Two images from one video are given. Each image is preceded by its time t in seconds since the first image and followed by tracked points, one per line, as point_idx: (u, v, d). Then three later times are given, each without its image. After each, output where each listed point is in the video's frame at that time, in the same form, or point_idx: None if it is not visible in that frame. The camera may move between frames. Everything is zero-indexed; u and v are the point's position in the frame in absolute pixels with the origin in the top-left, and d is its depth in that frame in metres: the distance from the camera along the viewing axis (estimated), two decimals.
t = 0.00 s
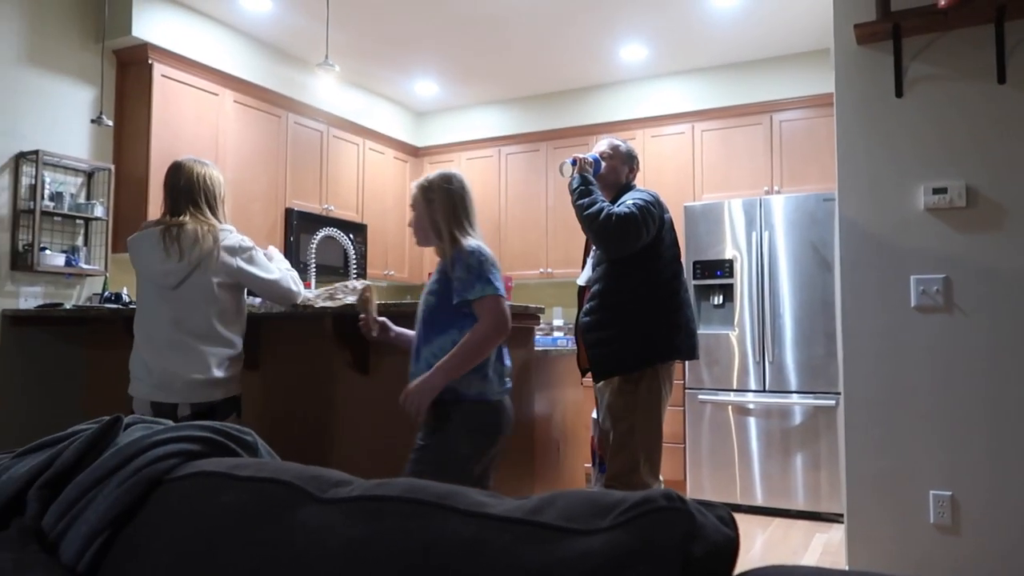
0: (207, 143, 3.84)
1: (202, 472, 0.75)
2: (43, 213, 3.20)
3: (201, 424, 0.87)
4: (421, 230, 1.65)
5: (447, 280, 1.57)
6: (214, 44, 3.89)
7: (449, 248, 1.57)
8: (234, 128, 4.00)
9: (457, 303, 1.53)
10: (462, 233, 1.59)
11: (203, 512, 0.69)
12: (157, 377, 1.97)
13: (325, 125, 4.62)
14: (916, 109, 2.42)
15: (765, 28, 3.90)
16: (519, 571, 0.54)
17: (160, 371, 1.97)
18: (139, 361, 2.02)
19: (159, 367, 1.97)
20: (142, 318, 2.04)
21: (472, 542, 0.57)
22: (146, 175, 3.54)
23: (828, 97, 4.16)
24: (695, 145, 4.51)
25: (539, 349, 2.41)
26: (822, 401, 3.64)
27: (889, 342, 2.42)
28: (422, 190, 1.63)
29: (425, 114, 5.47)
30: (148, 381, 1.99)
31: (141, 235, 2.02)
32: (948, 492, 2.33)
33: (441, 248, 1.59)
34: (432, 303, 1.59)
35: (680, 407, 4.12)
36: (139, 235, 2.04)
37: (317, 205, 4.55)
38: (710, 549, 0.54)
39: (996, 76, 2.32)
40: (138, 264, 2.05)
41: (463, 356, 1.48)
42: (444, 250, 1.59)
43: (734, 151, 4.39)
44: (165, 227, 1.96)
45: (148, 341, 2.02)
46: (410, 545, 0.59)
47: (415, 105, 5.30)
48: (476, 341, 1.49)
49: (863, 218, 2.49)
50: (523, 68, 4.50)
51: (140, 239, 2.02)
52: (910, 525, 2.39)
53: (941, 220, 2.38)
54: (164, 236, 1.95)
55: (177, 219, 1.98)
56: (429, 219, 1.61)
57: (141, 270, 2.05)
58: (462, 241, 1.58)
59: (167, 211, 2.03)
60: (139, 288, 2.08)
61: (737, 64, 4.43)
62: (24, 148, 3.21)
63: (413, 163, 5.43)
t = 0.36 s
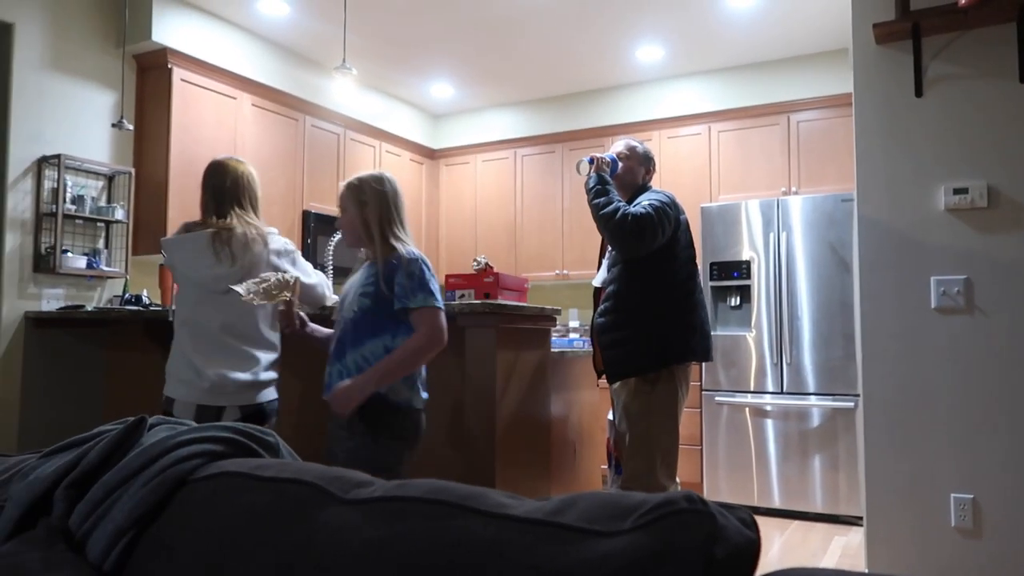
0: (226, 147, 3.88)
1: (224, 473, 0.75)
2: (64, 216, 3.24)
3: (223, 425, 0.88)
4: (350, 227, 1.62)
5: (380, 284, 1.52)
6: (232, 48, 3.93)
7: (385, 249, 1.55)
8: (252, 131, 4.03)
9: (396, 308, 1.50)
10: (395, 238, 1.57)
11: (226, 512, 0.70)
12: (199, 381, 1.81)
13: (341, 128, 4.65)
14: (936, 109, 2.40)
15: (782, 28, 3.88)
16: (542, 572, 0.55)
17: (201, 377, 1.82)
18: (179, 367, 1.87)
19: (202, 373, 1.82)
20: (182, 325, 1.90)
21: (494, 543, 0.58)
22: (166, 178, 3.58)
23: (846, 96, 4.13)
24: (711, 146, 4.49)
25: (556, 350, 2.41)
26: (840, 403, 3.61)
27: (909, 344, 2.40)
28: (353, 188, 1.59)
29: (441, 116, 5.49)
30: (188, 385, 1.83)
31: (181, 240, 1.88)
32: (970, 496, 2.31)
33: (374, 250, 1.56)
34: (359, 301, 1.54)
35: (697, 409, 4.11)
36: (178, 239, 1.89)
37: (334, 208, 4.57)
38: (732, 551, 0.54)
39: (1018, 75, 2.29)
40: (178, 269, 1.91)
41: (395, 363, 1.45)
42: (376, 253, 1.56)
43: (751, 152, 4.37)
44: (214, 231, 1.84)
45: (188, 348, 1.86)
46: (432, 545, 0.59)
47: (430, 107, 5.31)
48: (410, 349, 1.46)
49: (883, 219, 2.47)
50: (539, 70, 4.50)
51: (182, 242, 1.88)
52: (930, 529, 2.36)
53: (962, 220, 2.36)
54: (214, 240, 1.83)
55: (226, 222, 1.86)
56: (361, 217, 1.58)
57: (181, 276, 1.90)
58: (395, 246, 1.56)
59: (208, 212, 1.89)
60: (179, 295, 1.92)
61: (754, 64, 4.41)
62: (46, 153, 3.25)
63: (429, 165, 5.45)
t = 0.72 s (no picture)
0: (242, 148, 3.91)
1: (247, 474, 0.76)
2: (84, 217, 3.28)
3: (244, 426, 0.89)
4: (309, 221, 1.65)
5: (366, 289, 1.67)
6: (247, 50, 3.95)
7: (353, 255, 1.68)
8: (267, 133, 4.06)
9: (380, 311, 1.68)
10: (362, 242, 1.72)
11: (249, 511, 0.71)
12: (251, 379, 1.85)
13: (356, 129, 4.68)
14: (955, 106, 2.38)
15: (797, 26, 3.85)
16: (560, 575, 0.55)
17: (253, 376, 1.85)
18: (222, 369, 1.88)
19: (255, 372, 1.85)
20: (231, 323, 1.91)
21: (514, 545, 0.58)
22: (183, 179, 3.61)
23: (863, 94, 4.09)
24: (727, 145, 4.47)
25: (571, 350, 2.41)
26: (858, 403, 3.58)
27: (928, 344, 2.38)
28: (337, 187, 1.67)
29: (455, 117, 5.50)
30: (230, 381, 1.86)
31: (231, 237, 1.89)
32: (990, 497, 2.29)
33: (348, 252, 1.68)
34: (327, 294, 1.63)
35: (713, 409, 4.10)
36: (227, 237, 1.90)
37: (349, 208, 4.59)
38: (753, 553, 0.54)
39: None
40: (226, 267, 1.92)
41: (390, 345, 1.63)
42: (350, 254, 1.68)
43: (766, 151, 4.35)
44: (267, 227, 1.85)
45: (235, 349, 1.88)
46: (452, 545, 0.59)
47: (445, 108, 5.32)
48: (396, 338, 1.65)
49: (901, 218, 2.45)
50: (553, 70, 4.50)
51: (229, 240, 1.89)
52: (950, 530, 2.35)
53: (981, 219, 2.33)
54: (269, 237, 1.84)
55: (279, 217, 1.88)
56: (337, 218, 1.66)
57: (230, 273, 1.92)
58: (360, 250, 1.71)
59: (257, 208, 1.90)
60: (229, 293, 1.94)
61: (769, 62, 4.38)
62: (65, 155, 3.29)
63: (443, 165, 5.47)
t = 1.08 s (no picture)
0: (260, 147, 3.94)
1: (268, 470, 0.77)
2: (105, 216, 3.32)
3: (264, 421, 0.90)
4: (329, 229, 1.69)
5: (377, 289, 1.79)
6: (265, 49, 3.98)
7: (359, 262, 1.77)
8: (285, 131, 4.09)
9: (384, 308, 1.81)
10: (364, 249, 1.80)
11: (272, 507, 0.72)
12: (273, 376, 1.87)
13: (373, 127, 4.69)
14: (978, 100, 2.35)
15: (817, 20, 3.82)
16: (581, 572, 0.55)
17: (273, 374, 1.87)
18: (241, 367, 1.90)
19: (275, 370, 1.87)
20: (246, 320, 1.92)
21: (535, 542, 0.58)
22: (202, 178, 3.64)
23: (883, 88, 4.05)
24: (745, 141, 4.45)
25: (588, 347, 2.42)
26: (878, 400, 3.55)
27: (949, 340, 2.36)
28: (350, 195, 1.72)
29: (471, 114, 5.51)
30: (248, 376, 1.88)
31: (249, 235, 1.90)
32: (1013, 495, 2.27)
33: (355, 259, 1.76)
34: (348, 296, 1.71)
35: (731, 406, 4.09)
36: (244, 235, 1.91)
37: (366, 206, 4.61)
38: (773, 551, 0.55)
39: None
40: (242, 264, 1.93)
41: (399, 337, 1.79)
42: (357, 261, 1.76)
43: (785, 146, 4.32)
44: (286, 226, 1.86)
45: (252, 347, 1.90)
46: (474, 542, 0.60)
47: (461, 105, 5.33)
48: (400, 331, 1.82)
49: (921, 214, 2.42)
50: (569, 66, 4.49)
51: (247, 237, 1.90)
52: (971, 529, 2.32)
53: (1004, 214, 2.30)
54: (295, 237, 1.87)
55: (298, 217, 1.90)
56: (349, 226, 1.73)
57: (245, 269, 1.92)
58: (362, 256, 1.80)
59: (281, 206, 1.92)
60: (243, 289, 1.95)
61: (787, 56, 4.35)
62: (86, 154, 3.33)
63: (460, 163, 5.48)
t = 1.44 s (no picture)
0: (276, 147, 3.97)
1: (280, 476, 0.78)
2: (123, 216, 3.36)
3: (276, 427, 0.91)
4: (347, 229, 1.72)
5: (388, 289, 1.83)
6: (281, 49, 4.00)
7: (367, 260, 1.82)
8: (301, 131, 4.12)
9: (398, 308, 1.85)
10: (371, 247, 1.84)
11: (283, 512, 0.73)
12: (287, 376, 1.88)
13: (387, 126, 4.71)
14: (997, 95, 2.33)
15: (834, 13, 3.78)
16: None
17: (288, 373, 1.88)
18: (253, 367, 1.91)
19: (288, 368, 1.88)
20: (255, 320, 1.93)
21: (541, 550, 0.58)
22: (219, 178, 3.68)
23: (901, 82, 4.00)
24: (761, 136, 4.41)
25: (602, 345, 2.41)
26: (896, 397, 3.52)
27: (968, 337, 2.34)
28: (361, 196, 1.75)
29: (485, 111, 5.51)
30: (263, 376, 1.89)
31: (259, 236, 1.91)
32: None
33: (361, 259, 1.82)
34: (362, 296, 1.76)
35: (747, 404, 4.06)
36: (255, 236, 1.92)
37: (381, 205, 4.62)
38: (778, 560, 0.54)
39: None
40: (251, 265, 1.94)
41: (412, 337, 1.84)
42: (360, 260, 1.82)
43: (801, 141, 4.28)
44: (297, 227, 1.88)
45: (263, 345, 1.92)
46: (481, 550, 0.60)
47: (476, 102, 5.33)
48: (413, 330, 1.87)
49: (939, 210, 2.40)
50: (584, 62, 4.48)
51: (257, 238, 1.91)
52: (990, 528, 2.31)
53: None
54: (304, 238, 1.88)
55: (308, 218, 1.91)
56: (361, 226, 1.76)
57: (255, 270, 1.94)
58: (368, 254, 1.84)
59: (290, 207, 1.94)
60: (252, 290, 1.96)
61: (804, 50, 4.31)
62: (105, 155, 3.38)
63: (474, 160, 5.48)
